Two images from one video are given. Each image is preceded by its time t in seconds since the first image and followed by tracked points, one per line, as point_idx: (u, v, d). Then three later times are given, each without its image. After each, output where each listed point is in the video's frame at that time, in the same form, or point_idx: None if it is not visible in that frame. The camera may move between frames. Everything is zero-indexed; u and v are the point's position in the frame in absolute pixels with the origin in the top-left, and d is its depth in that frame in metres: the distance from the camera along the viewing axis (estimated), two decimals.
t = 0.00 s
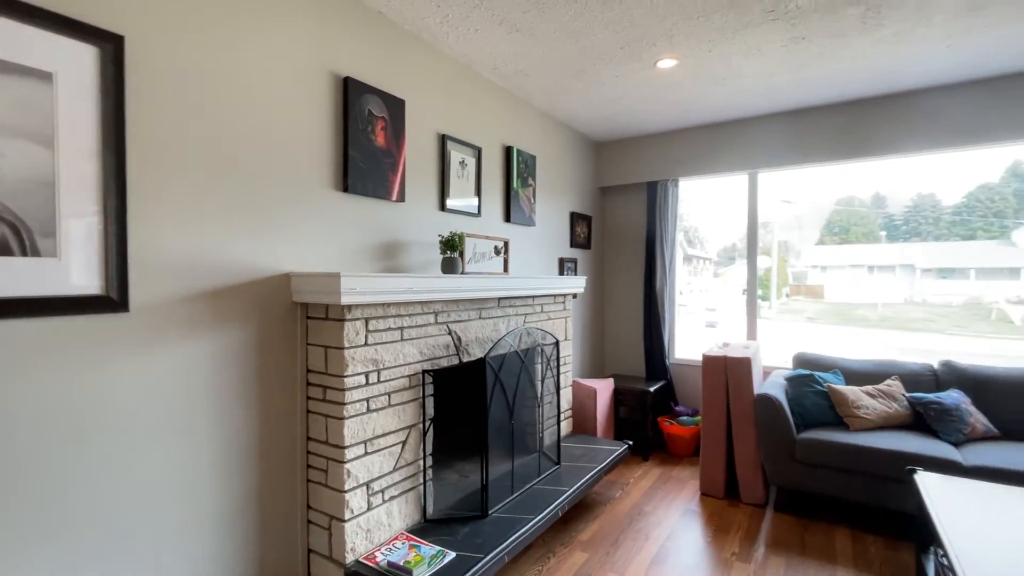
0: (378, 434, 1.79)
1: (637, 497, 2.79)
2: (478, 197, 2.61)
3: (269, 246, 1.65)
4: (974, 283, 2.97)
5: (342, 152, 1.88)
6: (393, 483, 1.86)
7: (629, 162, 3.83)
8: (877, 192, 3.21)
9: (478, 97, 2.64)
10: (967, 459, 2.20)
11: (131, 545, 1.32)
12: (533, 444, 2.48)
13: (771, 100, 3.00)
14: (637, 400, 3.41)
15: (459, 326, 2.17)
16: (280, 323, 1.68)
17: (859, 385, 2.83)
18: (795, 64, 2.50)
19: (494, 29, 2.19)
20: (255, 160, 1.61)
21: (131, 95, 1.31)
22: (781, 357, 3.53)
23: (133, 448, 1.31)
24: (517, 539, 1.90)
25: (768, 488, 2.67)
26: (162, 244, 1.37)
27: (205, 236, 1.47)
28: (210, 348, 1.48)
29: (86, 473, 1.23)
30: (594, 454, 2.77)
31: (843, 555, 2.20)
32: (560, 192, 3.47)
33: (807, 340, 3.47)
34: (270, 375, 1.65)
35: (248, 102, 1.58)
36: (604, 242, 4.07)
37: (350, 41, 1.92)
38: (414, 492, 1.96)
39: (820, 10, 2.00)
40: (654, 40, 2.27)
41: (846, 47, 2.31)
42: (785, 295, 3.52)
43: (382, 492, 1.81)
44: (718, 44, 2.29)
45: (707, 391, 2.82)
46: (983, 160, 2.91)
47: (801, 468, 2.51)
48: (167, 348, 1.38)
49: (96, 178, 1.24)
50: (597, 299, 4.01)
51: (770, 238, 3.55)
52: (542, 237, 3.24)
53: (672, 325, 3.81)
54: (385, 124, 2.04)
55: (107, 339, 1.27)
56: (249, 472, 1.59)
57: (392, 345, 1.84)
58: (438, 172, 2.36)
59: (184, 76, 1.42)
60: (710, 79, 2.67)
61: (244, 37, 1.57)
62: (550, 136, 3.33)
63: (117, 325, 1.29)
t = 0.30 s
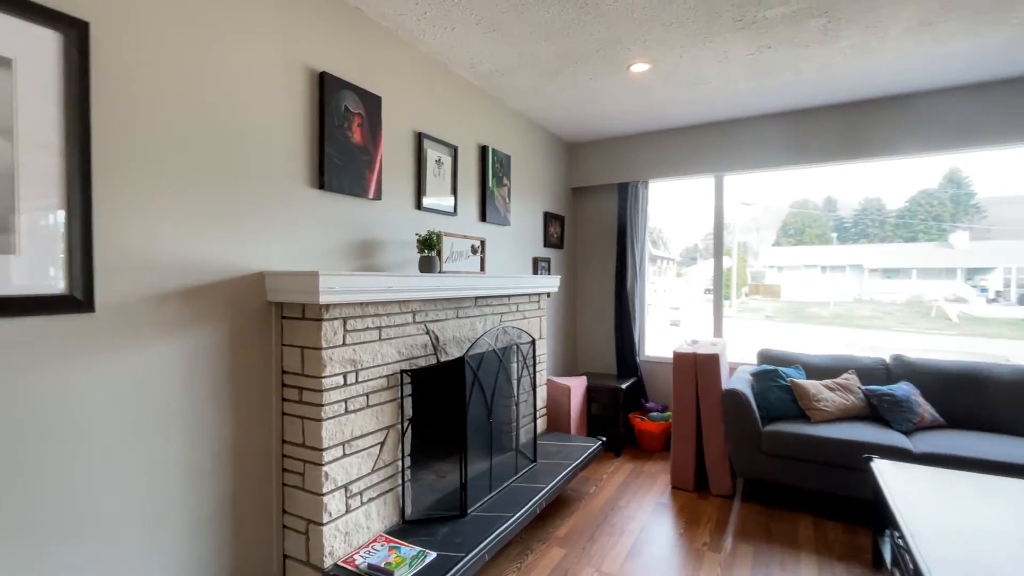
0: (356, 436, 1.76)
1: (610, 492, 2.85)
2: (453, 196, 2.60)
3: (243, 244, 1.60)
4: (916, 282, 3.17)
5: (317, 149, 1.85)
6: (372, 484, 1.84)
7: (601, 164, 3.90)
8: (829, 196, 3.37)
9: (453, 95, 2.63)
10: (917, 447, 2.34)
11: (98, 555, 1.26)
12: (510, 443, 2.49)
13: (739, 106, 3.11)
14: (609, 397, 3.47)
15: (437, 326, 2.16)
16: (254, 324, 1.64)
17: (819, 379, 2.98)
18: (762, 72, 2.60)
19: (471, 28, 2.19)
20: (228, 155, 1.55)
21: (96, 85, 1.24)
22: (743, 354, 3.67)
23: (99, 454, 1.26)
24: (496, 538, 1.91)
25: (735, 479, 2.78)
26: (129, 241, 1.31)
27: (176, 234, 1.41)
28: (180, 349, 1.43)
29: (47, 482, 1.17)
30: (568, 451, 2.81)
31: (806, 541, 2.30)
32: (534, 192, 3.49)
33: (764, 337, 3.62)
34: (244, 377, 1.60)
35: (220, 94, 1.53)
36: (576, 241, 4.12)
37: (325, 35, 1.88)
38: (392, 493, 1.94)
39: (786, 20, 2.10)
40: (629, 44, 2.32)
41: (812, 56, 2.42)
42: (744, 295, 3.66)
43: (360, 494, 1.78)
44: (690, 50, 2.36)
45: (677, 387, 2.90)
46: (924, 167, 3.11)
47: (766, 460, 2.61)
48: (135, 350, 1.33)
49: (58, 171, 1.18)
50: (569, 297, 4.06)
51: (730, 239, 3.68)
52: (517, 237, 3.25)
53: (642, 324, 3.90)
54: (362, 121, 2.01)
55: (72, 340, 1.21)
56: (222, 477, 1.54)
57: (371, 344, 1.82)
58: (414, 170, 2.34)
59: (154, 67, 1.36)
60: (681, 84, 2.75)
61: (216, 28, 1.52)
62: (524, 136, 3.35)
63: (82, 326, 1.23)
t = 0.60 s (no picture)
0: (325, 439, 1.71)
1: (581, 489, 2.87)
2: (424, 194, 2.57)
3: (204, 242, 1.53)
4: (864, 282, 3.33)
5: (283, 144, 1.78)
6: (341, 489, 1.79)
7: (571, 164, 3.93)
8: (783, 199, 3.51)
9: (424, 92, 2.60)
10: (870, 438, 2.46)
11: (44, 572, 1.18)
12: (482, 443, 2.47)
13: (705, 109, 3.19)
14: (580, 396, 3.51)
15: (408, 326, 2.12)
16: (217, 325, 1.57)
17: (779, 375, 3.09)
18: (726, 77, 2.67)
19: (442, 24, 2.16)
20: (188, 148, 1.48)
21: (40, 70, 1.16)
22: (706, 351, 3.77)
23: (45, 464, 1.18)
24: (470, 539, 1.89)
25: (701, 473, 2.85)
26: (79, 238, 1.23)
27: (130, 230, 1.34)
28: (135, 352, 1.35)
29: None
30: (540, 450, 2.82)
31: (769, 532, 2.38)
32: (505, 191, 3.49)
33: (725, 335, 3.73)
34: (206, 381, 1.53)
35: (178, 84, 1.46)
36: (546, 241, 4.14)
37: (291, 25, 1.81)
38: (362, 498, 1.90)
39: (749, 27, 2.16)
40: (599, 46, 2.35)
41: (774, 62, 2.50)
42: (705, 295, 3.76)
43: (330, 499, 1.74)
44: (658, 53, 2.41)
45: (645, 385, 2.95)
46: (871, 173, 3.27)
47: (731, 454, 2.69)
48: (85, 354, 1.25)
49: None
50: (540, 297, 4.07)
51: (693, 240, 3.78)
52: (488, 236, 3.24)
53: (610, 324, 3.95)
54: (329, 116, 1.95)
55: (15, 342, 1.13)
56: (182, 486, 1.47)
57: (340, 346, 1.77)
58: (384, 167, 2.30)
59: (105, 53, 1.28)
60: (649, 87, 2.79)
61: (174, 14, 1.45)
62: (495, 135, 3.35)
63: (26, 327, 1.15)
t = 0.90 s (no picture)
0: (287, 443, 1.63)
1: (550, 488, 2.87)
2: (391, 190, 2.51)
3: (155, 235, 1.44)
4: (816, 282, 3.47)
5: (241, 135, 1.70)
6: (304, 495, 1.72)
7: (538, 163, 3.93)
8: (742, 202, 3.62)
9: (390, 86, 2.53)
10: (827, 430, 2.55)
11: None
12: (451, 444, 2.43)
13: (672, 110, 3.25)
14: (548, 394, 3.51)
15: (374, 325, 2.06)
16: (168, 324, 1.47)
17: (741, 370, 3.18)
18: (693, 78, 2.72)
19: (410, 16, 2.11)
20: (133, 133, 1.38)
21: None
22: (670, 349, 3.85)
23: None
24: (439, 542, 1.85)
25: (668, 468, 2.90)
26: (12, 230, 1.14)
27: (70, 222, 1.24)
28: (76, 354, 1.25)
29: None
30: (509, 449, 2.79)
31: (734, 523, 2.44)
32: (473, 189, 3.45)
33: (687, 333, 3.81)
34: (156, 384, 1.44)
35: (124, 66, 1.36)
36: (514, 240, 4.13)
37: (250, 10, 1.73)
38: (327, 503, 1.83)
39: (715, 30, 2.21)
40: (569, 44, 2.35)
41: (740, 65, 2.56)
42: (668, 294, 3.83)
43: (292, 505, 1.66)
44: (627, 53, 2.43)
45: (613, 382, 2.98)
46: (824, 178, 3.41)
47: (696, 448, 2.74)
48: (19, 355, 1.15)
49: None
50: (508, 296, 4.06)
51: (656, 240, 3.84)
52: (456, 234, 3.20)
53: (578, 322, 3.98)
54: (291, 106, 1.88)
55: None
56: (129, 496, 1.37)
57: (302, 345, 1.70)
58: (349, 161, 2.23)
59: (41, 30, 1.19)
60: (618, 87, 2.82)
61: None
62: (463, 131, 3.31)
63: None
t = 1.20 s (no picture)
0: (248, 449, 1.57)
1: (520, 488, 2.86)
2: (357, 187, 2.45)
3: (104, 231, 1.35)
4: (772, 281, 3.60)
5: (199, 126, 1.62)
6: (267, 503, 1.65)
7: (506, 163, 3.93)
8: (702, 204, 3.72)
9: (357, 80, 2.48)
10: (786, 424, 2.65)
11: None
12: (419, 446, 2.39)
13: (636, 113, 3.31)
14: (517, 394, 3.51)
15: (340, 326, 2.00)
16: (117, 326, 1.38)
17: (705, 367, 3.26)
18: (658, 81, 2.77)
19: (378, 9, 2.07)
20: (79, 121, 1.29)
21: None
22: (635, 347, 3.91)
23: None
24: (409, 545, 1.81)
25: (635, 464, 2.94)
26: None
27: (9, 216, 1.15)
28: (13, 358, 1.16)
29: None
30: (478, 450, 2.77)
31: (699, 517, 2.50)
32: (441, 187, 3.42)
33: (651, 331, 3.88)
34: (104, 389, 1.35)
35: (70, 48, 1.27)
36: (482, 239, 4.11)
37: None
38: (291, 510, 1.76)
39: (681, 34, 2.26)
40: (539, 43, 2.35)
41: (702, 70, 2.63)
42: (633, 293, 3.90)
43: (254, 514, 1.59)
44: (596, 54, 2.46)
45: (582, 380, 3.01)
46: (779, 182, 3.55)
47: (663, 444, 2.80)
48: None
49: None
50: (476, 295, 4.04)
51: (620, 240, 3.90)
52: (424, 232, 3.16)
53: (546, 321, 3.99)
54: (252, 98, 1.81)
55: None
56: (74, 509, 1.29)
57: (265, 347, 1.63)
58: (313, 157, 2.16)
59: None
60: (586, 87, 2.85)
61: None
62: (431, 129, 3.27)
63: None
